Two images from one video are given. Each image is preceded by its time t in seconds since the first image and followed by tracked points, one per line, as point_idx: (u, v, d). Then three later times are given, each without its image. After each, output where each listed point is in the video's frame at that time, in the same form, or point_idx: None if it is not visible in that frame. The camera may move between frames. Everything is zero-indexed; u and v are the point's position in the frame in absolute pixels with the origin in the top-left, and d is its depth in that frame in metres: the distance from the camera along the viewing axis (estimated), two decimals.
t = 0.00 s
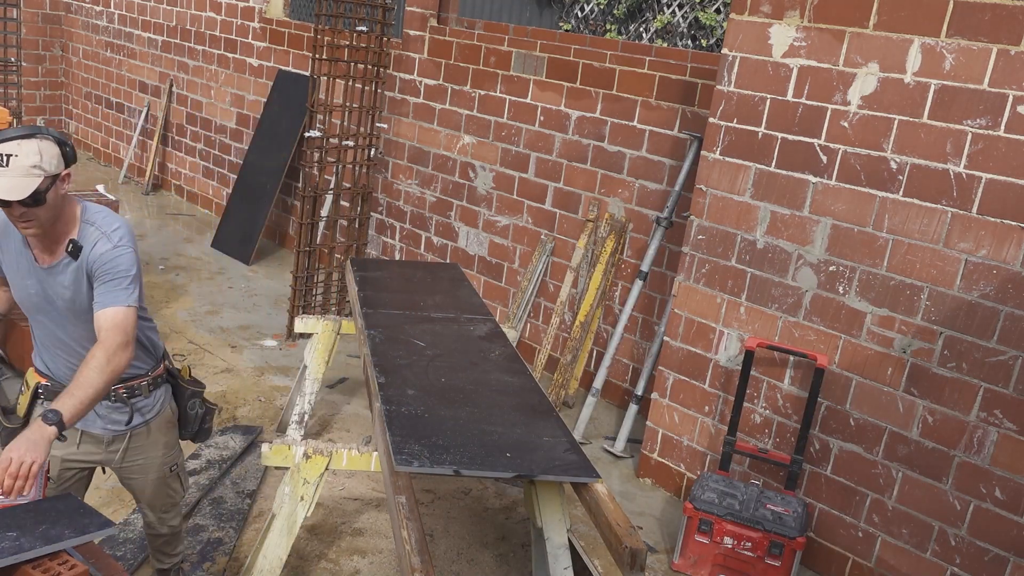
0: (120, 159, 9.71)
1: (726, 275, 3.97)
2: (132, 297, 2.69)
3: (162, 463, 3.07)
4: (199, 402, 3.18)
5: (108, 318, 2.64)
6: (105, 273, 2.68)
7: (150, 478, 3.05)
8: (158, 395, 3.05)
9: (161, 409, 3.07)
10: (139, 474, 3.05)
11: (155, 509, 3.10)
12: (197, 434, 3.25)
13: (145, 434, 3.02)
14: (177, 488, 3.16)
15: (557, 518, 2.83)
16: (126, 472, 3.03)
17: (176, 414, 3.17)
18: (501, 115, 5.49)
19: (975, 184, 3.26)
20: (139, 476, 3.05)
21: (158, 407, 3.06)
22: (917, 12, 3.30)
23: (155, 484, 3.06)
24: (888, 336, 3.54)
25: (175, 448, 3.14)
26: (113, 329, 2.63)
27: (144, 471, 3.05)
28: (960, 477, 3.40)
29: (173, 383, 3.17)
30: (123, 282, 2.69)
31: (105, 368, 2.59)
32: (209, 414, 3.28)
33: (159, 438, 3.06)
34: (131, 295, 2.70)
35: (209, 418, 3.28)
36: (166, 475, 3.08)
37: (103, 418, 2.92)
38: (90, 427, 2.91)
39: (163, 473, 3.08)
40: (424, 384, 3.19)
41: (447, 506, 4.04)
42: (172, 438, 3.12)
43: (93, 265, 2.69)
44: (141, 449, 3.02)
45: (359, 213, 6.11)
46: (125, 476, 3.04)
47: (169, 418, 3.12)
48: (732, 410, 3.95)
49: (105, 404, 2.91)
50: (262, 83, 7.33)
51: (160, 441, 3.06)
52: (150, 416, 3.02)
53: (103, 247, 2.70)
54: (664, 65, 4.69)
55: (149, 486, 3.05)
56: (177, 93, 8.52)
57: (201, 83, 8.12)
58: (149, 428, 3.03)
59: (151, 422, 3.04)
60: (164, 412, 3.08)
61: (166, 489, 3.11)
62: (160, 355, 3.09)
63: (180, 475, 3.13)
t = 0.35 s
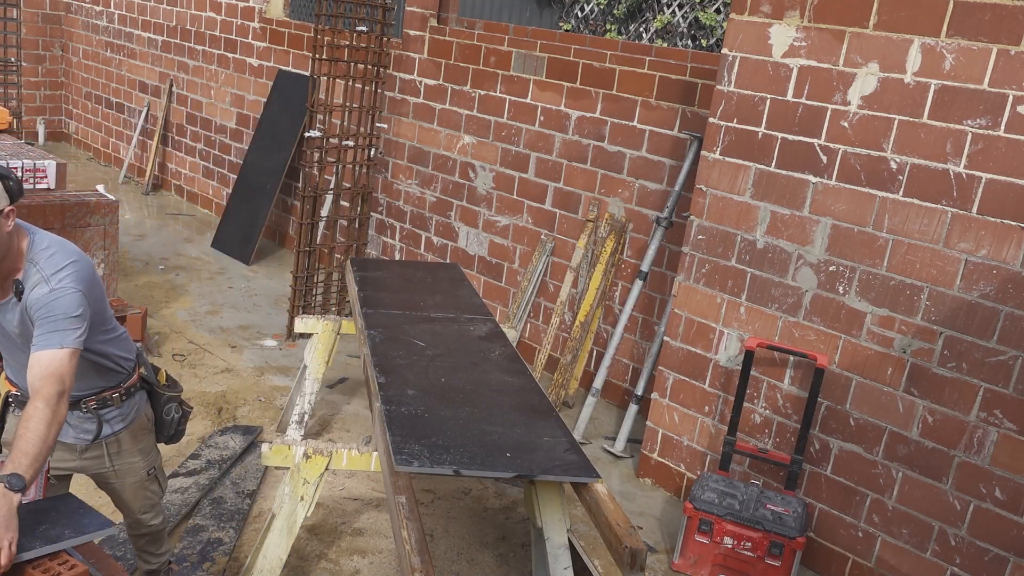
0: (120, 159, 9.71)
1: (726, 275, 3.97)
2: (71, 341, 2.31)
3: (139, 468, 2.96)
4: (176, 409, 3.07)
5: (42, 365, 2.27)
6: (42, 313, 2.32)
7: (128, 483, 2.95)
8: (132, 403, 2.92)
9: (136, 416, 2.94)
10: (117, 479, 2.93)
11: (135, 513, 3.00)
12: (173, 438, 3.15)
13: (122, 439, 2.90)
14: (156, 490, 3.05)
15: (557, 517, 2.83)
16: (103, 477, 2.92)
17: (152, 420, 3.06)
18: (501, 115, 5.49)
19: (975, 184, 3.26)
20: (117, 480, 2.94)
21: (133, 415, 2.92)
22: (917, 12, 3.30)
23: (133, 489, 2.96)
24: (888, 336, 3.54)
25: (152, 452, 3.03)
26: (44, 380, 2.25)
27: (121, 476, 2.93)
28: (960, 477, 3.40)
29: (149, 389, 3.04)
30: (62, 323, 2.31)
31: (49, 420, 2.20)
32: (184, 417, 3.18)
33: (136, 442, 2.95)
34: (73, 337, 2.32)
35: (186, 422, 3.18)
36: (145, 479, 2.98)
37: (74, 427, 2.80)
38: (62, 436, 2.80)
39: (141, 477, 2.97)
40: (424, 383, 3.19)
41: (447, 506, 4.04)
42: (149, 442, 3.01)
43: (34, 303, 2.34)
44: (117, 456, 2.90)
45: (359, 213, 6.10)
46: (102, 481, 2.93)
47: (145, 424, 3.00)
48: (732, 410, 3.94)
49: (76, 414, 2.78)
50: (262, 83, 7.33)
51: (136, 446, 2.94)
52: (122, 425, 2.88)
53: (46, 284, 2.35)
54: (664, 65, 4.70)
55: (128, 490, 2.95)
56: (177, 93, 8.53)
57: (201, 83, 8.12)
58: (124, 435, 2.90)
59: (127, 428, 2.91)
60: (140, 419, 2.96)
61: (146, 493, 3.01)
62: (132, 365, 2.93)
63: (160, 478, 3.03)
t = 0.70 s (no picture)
0: (120, 159, 9.72)
1: (726, 275, 3.97)
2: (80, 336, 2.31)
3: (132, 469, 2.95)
4: (166, 408, 3.03)
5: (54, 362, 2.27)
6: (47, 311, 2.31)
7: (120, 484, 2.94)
8: (123, 404, 2.91)
9: (127, 416, 2.92)
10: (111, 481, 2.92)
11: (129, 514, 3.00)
12: (164, 438, 3.13)
13: (113, 439, 2.88)
14: (149, 490, 3.05)
15: (557, 518, 2.83)
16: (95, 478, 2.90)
17: (143, 420, 3.03)
18: (501, 115, 5.49)
19: (975, 184, 3.26)
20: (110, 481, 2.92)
21: (124, 416, 2.91)
22: (917, 12, 3.30)
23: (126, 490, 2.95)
24: (888, 336, 3.54)
25: (145, 452, 3.02)
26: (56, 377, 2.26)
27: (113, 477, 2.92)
28: (960, 477, 3.40)
29: (139, 389, 3.02)
30: (70, 319, 2.31)
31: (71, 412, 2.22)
32: (175, 416, 3.16)
33: (127, 442, 2.94)
34: (82, 333, 2.33)
35: (176, 421, 3.16)
36: (138, 480, 2.98)
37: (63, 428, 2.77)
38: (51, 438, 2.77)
39: (133, 478, 2.96)
40: (424, 384, 3.19)
41: (447, 506, 4.05)
42: (140, 441, 3.00)
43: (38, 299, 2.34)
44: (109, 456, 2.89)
45: (359, 213, 6.10)
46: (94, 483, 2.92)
47: (135, 424, 2.98)
48: (732, 410, 3.94)
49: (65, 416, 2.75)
50: (262, 83, 7.33)
51: (128, 446, 2.93)
52: (114, 425, 2.87)
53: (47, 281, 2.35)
54: (664, 65, 4.70)
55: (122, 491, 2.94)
56: (177, 93, 8.53)
57: (201, 83, 8.12)
58: (116, 436, 2.89)
59: (118, 429, 2.90)
60: (130, 420, 2.94)
61: (140, 493, 3.01)
62: (121, 364, 2.91)
63: (152, 479, 3.03)
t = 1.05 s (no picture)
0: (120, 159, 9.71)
1: (726, 275, 3.97)
2: (136, 294, 2.57)
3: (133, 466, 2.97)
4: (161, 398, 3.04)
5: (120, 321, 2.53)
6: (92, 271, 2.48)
7: (122, 480, 2.95)
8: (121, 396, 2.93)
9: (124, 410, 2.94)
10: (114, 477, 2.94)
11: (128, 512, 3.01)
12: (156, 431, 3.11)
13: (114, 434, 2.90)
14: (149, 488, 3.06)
15: (557, 518, 2.83)
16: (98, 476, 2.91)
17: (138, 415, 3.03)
18: (501, 115, 5.49)
19: (975, 184, 3.26)
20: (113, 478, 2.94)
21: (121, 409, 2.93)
22: (917, 12, 3.30)
23: (127, 486, 2.96)
24: (888, 336, 3.54)
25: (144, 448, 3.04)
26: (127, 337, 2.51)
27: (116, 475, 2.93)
28: (960, 477, 3.40)
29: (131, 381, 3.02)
30: (121, 283, 2.54)
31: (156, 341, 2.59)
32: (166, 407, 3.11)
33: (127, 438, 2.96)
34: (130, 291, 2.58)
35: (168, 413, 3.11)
36: (138, 477, 2.99)
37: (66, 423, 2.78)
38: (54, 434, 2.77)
39: (135, 475, 2.99)
40: (424, 383, 3.19)
41: (447, 506, 4.05)
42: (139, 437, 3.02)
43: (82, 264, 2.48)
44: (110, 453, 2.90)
45: (359, 213, 6.10)
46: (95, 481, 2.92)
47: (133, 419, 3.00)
48: (732, 410, 3.94)
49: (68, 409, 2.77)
50: (262, 83, 7.33)
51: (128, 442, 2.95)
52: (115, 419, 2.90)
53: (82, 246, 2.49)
54: (664, 65, 4.70)
55: (124, 489, 2.96)
56: (177, 93, 8.52)
57: (201, 83, 8.12)
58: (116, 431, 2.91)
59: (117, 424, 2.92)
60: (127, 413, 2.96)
61: (140, 492, 3.02)
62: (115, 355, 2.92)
63: (153, 476, 3.04)
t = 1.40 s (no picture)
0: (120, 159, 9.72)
1: (726, 275, 3.97)
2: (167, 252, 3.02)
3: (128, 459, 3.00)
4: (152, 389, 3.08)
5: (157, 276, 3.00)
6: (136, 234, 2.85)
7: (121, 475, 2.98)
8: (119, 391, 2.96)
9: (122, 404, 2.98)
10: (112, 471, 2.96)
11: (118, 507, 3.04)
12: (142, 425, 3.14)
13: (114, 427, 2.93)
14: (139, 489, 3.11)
15: (557, 518, 2.83)
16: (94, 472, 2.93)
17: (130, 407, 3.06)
18: (501, 115, 5.49)
19: (975, 184, 3.26)
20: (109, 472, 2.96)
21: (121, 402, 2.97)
22: (917, 12, 3.30)
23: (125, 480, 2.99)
24: (888, 336, 3.54)
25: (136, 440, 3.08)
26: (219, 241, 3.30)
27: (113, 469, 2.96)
28: (960, 477, 3.40)
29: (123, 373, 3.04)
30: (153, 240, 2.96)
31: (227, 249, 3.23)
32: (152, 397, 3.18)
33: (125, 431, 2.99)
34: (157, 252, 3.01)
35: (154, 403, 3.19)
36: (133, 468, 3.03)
37: (75, 417, 2.82)
38: (64, 429, 2.80)
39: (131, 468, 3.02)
40: (424, 383, 3.19)
41: (447, 506, 4.04)
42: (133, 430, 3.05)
43: (128, 224, 2.82)
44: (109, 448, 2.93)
45: (359, 213, 6.10)
46: (93, 477, 2.93)
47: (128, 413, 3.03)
48: (732, 410, 3.94)
49: (77, 402, 2.81)
50: (262, 83, 7.33)
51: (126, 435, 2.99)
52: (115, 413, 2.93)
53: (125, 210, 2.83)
54: (664, 65, 4.69)
55: (121, 482, 2.98)
56: (177, 93, 8.52)
57: (201, 83, 8.12)
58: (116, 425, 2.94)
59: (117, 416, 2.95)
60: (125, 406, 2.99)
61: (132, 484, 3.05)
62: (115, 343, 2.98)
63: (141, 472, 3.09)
